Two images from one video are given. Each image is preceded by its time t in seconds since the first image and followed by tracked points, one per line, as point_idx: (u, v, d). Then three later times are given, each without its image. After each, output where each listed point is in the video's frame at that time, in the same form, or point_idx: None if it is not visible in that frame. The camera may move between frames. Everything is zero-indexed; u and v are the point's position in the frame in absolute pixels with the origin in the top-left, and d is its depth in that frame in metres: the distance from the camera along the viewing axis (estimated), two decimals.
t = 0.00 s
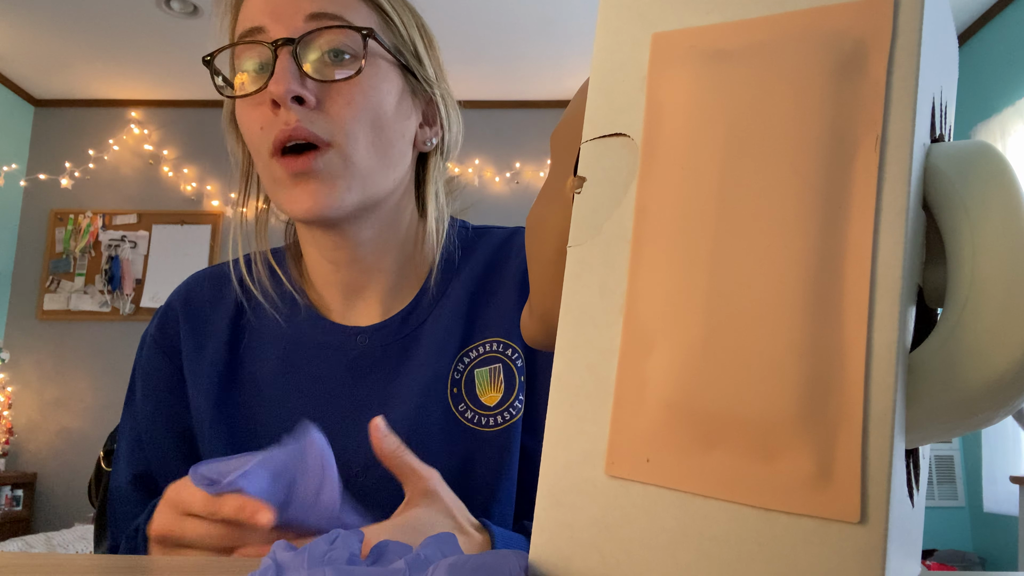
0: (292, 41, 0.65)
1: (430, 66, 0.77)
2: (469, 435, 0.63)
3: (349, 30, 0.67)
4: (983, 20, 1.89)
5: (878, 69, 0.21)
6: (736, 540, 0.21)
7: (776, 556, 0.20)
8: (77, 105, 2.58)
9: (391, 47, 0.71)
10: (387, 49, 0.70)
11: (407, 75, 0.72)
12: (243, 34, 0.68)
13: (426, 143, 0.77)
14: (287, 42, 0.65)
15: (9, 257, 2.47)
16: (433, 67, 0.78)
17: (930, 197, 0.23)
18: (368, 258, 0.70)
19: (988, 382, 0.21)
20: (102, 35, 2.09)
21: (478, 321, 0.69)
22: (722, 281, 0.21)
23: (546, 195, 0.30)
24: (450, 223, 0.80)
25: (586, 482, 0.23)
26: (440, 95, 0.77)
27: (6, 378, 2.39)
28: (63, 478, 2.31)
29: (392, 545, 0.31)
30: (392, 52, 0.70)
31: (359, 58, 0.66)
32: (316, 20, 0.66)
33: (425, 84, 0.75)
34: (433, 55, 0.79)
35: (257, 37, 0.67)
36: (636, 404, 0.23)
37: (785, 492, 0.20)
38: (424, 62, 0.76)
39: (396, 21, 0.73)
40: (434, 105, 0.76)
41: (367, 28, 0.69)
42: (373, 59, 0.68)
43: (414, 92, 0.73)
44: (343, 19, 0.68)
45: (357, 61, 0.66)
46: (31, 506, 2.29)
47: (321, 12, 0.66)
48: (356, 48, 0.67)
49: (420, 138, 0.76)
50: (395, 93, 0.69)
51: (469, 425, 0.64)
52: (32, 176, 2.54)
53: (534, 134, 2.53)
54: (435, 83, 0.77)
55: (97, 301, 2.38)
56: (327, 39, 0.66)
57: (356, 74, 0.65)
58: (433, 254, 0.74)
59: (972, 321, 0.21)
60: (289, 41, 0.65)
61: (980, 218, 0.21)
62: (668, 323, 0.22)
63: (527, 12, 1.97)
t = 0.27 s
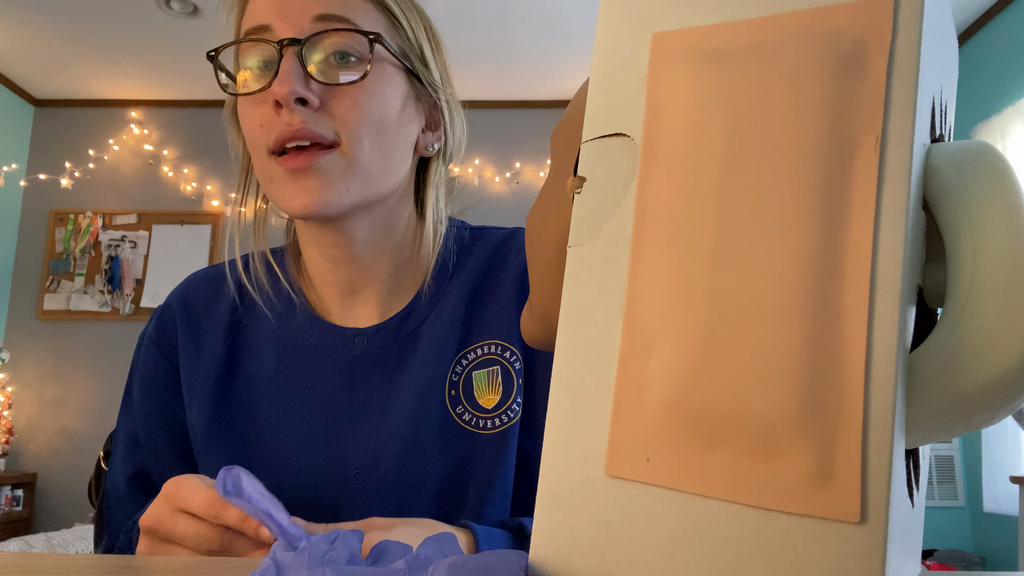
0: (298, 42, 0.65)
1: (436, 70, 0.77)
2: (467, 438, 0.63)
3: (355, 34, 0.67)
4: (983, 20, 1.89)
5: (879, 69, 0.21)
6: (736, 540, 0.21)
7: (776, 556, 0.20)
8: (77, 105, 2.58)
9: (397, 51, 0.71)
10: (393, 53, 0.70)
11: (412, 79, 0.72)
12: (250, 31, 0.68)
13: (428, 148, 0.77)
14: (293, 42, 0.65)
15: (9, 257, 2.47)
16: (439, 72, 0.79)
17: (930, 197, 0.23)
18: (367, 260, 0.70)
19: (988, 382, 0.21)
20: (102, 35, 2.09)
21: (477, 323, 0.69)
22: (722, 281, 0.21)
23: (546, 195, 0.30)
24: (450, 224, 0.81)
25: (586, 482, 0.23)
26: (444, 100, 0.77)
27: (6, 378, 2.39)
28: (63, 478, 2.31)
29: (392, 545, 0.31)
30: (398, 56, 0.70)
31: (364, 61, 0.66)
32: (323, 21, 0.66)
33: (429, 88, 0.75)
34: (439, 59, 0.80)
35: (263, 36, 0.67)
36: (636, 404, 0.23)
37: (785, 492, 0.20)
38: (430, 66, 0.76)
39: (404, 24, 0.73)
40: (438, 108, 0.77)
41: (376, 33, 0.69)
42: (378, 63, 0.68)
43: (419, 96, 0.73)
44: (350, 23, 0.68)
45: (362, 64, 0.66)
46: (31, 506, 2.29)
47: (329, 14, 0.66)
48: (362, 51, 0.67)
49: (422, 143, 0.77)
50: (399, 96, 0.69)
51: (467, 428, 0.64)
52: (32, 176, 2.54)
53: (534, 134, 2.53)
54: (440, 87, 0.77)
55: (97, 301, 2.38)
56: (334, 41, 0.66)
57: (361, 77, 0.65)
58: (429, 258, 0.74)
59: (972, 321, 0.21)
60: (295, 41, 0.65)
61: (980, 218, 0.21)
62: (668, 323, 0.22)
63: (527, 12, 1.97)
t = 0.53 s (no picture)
0: (304, 54, 0.64)
1: (441, 74, 0.76)
2: (466, 438, 0.63)
3: (362, 46, 0.67)
4: (983, 19, 1.89)
5: (879, 69, 0.21)
6: (737, 540, 0.21)
7: (776, 556, 0.20)
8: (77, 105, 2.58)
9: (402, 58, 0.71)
10: (399, 63, 0.70)
11: (417, 86, 0.72)
12: (253, 37, 0.66)
13: (429, 152, 0.78)
14: (299, 55, 0.64)
15: (9, 257, 2.47)
16: (443, 74, 0.78)
17: (930, 197, 0.23)
18: (368, 264, 0.70)
19: (988, 382, 0.21)
20: (103, 35, 2.09)
21: (476, 323, 0.69)
22: (722, 282, 0.21)
23: (546, 195, 0.30)
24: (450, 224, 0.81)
25: (586, 482, 0.23)
26: (448, 104, 0.77)
27: (6, 378, 2.39)
28: (63, 478, 2.31)
29: (392, 545, 0.31)
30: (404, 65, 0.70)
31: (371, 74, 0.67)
32: (329, 32, 0.66)
33: (434, 95, 0.75)
34: (443, 61, 0.79)
35: (267, 44, 0.66)
36: (636, 404, 0.23)
37: (785, 492, 0.20)
38: (434, 70, 0.76)
39: (409, 28, 0.72)
40: (441, 112, 0.77)
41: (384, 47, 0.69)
42: (385, 75, 0.68)
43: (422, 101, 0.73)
44: (357, 33, 0.67)
45: (369, 76, 0.66)
46: (31, 506, 2.29)
47: (334, 24, 0.66)
48: (369, 65, 0.67)
49: (424, 147, 0.77)
50: (404, 105, 0.69)
51: (466, 428, 0.64)
52: (32, 176, 2.54)
53: (534, 134, 2.53)
54: (446, 92, 0.77)
55: (97, 301, 2.38)
56: (340, 54, 0.65)
57: (370, 92, 0.65)
58: (427, 260, 0.74)
59: (972, 321, 0.21)
60: (300, 53, 0.64)
61: (980, 218, 0.21)
62: (669, 323, 0.22)
63: (527, 12, 1.97)
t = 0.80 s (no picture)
0: (312, 56, 0.64)
1: (448, 78, 0.77)
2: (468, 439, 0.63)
3: (370, 50, 0.67)
4: (983, 19, 1.89)
5: (878, 69, 0.21)
6: (737, 540, 0.21)
7: (775, 555, 0.20)
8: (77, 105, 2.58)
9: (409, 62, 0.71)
10: (407, 68, 0.70)
11: (423, 90, 0.73)
12: (263, 35, 0.66)
13: (433, 156, 0.78)
14: (307, 56, 0.64)
15: (9, 257, 2.48)
16: (450, 77, 0.78)
17: (930, 197, 0.23)
18: (370, 264, 0.70)
19: (988, 381, 0.21)
20: (103, 35, 2.09)
21: (476, 325, 0.69)
22: (723, 282, 0.21)
23: (546, 195, 0.30)
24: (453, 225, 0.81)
25: (586, 482, 0.23)
26: (454, 108, 0.77)
27: (6, 378, 2.39)
28: (63, 478, 2.31)
29: (392, 544, 0.31)
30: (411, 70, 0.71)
31: (378, 78, 0.67)
32: (338, 35, 0.66)
33: (441, 99, 0.75)
34: (450, 63, 0.79)
35: (276, 44, 0.65)
36: (636, 404, 0.23)
37: (785, 492, 0.20)
38: (441, 72, 0.76)
39: (418, 31, 0.73)
40: (447, 116, 0.77)
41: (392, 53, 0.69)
42: (392, 79, 0.68)
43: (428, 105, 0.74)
44: (366, 37, 0.67)
45: (376, 80, 0.67)
46: (31, 506, 2.29)
47: (344, 28, 0.66)
48: (377, 69, 0.67)
49: (428, 150, 0.77)
50: (409, 109, 0.69)
51: (467, 429, 0.64)
52: (32, 176, 2.54)
53: (534, 134, 2.53)
54: (452, 96, 0.77)
55: (97, 301, 2.38)
56: (348, 57, 0.65)
57: (376, 96, 0.65)
58: (429, 260, 0.74)
59: (972, 321, 0.21)
60: (308, 55, 0.64)
61: (979, 218, 0.21)
62: (669, 323, 0.22)
63: (527, 12, 1.97)
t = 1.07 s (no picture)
0: (317, 51, 0.64)
1: (452, 79, 0.77)
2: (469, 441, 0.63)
3: (376, 48, 0.67)
4: (983, 20, 1.89)
5: (878, 69, 0.21)
6: (737, 540, 0.21)
7: (775, 556, 0.20)
8: (77, 105, 2.58)
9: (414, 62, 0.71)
10: (412, 67, 0.70)
11: (428, 90, 0.73)
12: (267, 32, 0.66)
13: (435, 156, 0.77)
14: (312, 51, 0.64)
15: (9, 257, 2.48)
16: (455, 78, 0.79)
17: (930, 198, 0.23)
18: (371, 262, 0.70)
19: (989, 382, 0.21)
20: (103, 35, 2.09)
21: (477, 326, 0.69)
22: (724, 282, 0.21)
23: (546, 195, 0.30)
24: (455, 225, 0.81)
25: (586, 482, 0.23)
26: (458, 108, 0.77)
27: (6, 379, 2.39)
28: (63, 478, 2.31)
29: (392, 544, 0.31)
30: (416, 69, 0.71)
31: (383, 76, 0.67)
32: (343, 31, 0.66)
33: (444, 99, 0.75)
34: (455, 64, 0.79)
35: (281, 39, 0.65)
36: (636, 404, 0.23)
37: (785, 492, 0.20)
38: (445, 72, 0.76)
39: (424, 31, 0.73)
40: (450, 117, 0.77)
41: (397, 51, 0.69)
42: (397, 78, 0.68)
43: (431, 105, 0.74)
44: (372, 35, 0.67)
45: (381, 78, 0.67)
46: (31, 506, 2.29)
47: (350, 25, 0.66)
48: (381, 66, 0.67)
49: (431, 150, 0.77)
50: (413, 108, 0.69)
51: (469, 431, 0.64)
52: (32, 176, 2.54)
53: (534, 134, 2.53)
54: (456, 96, 0.77)
55: (97, 301, 2.38)
56: (353, 53, 0.65)
57: (380, 94, 0.66)
58: (431, 259, 0.73)
59: (972, 321, 0.21)
60: (313, 50, 0.64)
61: (980, 218, 0.21)
62: (669, 323, 0.22)
63: (527, 12, 1.97)
